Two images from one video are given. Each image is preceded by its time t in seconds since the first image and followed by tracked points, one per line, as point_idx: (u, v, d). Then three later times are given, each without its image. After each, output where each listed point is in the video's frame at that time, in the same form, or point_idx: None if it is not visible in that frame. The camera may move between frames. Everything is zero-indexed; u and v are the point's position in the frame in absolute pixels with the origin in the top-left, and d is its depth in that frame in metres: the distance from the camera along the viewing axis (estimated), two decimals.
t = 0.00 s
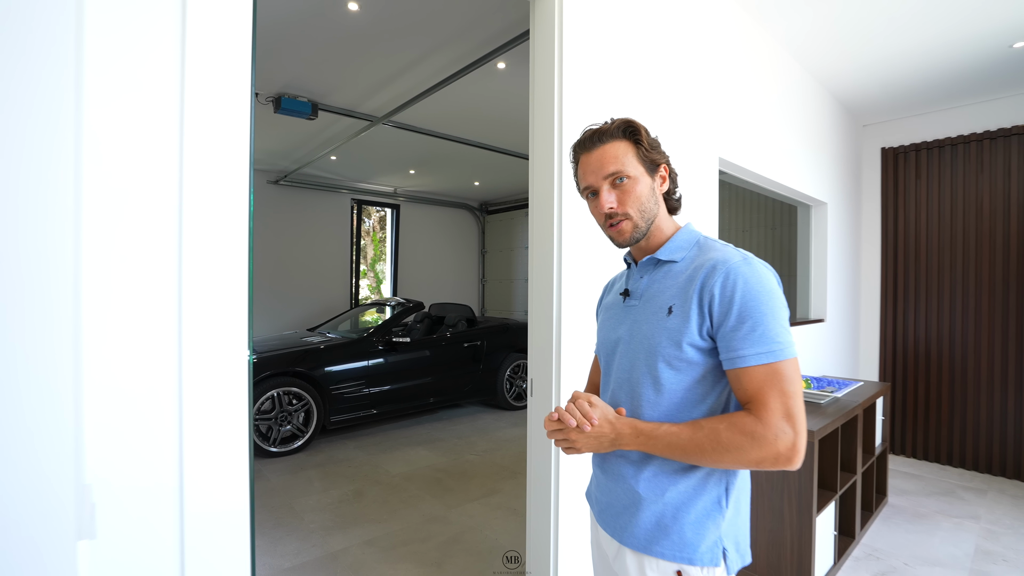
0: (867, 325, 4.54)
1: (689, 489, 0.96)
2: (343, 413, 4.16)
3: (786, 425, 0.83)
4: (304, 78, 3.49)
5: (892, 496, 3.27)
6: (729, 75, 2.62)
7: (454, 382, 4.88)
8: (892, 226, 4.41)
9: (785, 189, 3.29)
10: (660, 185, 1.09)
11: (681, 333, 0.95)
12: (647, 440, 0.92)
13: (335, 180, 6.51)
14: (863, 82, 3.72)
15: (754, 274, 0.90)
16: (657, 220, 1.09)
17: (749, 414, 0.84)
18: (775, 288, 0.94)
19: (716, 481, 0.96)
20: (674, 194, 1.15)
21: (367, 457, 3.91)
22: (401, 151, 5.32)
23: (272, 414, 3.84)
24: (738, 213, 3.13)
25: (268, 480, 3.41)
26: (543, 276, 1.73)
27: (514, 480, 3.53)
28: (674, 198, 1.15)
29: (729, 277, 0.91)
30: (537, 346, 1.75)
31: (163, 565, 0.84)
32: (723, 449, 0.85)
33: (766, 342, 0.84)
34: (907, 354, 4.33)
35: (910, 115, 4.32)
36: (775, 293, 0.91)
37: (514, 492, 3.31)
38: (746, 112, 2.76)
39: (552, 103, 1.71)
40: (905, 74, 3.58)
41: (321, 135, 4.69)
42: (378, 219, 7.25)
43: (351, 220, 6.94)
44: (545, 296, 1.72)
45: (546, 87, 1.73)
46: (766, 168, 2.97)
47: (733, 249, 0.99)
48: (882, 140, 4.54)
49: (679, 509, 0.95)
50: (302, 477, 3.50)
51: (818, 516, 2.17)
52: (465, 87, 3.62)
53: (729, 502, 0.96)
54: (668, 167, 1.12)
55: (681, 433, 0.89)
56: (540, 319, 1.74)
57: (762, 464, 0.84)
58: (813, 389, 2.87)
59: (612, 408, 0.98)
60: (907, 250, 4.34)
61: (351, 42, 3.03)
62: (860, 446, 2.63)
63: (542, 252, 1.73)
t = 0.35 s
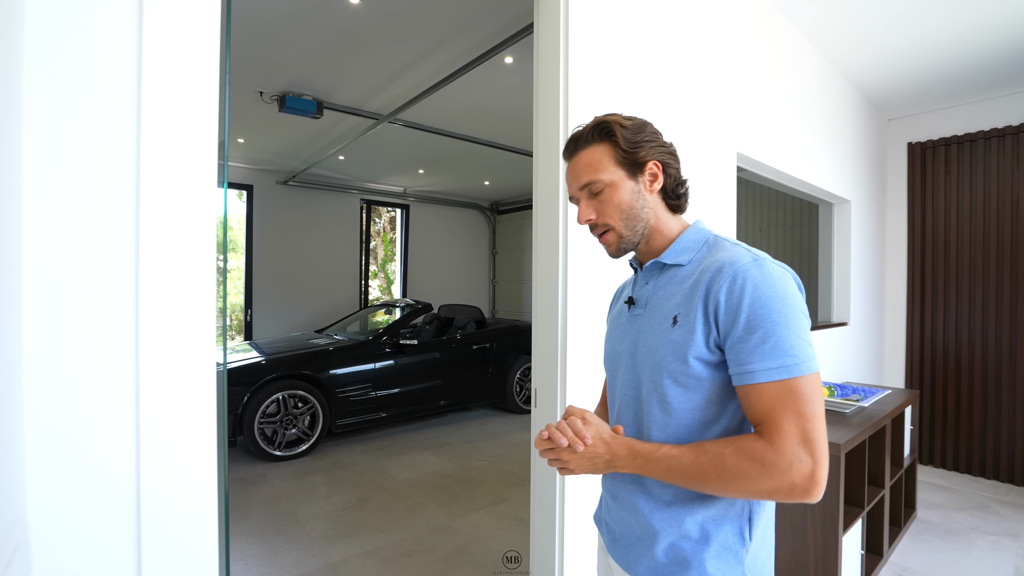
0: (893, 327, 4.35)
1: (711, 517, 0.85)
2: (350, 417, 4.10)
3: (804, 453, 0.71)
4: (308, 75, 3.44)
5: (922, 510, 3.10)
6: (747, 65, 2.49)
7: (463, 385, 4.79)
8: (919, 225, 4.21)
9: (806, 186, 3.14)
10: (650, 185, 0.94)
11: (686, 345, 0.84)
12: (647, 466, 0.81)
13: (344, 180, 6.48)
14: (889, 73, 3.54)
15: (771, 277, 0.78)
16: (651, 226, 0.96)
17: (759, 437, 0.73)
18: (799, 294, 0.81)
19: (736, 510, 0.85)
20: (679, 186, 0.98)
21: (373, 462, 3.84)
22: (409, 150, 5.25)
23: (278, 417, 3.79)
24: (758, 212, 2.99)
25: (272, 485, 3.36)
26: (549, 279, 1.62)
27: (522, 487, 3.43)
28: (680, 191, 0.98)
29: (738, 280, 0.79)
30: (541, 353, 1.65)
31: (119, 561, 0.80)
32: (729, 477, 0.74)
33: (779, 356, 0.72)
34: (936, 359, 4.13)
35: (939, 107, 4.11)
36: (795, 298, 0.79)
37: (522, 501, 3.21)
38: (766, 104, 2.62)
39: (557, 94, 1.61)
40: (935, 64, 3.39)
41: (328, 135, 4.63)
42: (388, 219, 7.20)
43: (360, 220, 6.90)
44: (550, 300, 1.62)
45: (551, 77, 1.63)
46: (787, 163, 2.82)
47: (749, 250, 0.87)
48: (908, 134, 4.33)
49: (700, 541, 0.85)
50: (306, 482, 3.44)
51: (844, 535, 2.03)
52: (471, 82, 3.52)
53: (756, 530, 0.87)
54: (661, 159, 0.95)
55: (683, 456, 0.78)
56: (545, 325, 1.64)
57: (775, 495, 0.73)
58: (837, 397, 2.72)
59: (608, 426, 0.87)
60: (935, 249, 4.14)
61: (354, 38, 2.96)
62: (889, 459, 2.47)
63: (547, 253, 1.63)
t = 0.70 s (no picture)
0: (914, 330, 4.19)
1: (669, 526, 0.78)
2: (354, 419, 4.02)
3: (754, 475, 0.62)
4: (311, 71, 3.36)
5: (949, 522, 2.95)
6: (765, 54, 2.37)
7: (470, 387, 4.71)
8: (942, 224, 4.05)
9: (825, 183, 3.01)
10: (577, 192, 0.85)
11: (624, 362, 0.75)
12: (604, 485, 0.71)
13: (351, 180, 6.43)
14: (912, 65, 3.39)
15: (708, 284, 0.67)
16: (588, 233, 0.88)
17: (706, 460, 0.64)
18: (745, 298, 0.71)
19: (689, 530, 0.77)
20: (619, 188, 0.84)
21: (376, 466, 3.77)
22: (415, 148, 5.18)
23: (280, 419, 3.72)
24: (775, 209, 2.87)
25: (273, 489, 3.29)
26: (554, 280, 1.53)
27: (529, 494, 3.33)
28: (622, 193, 0.84)
29: (671, 294, 0.69)
30: (547, 359, 1.55)
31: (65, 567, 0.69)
32: (678, 502, 0.66)
33: (719, 374, 0.62)
34: (960, 363, 3.96)
35: (964, 101, 3.94)
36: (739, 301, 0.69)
37: (529, 509, 3.11)
38: (784, 95, 2.50)
39: (565, 82, 1.51)
40: (962, 56, 3.23)
41: (333, 132, 4.57)
42: (395, 219, 7.14)
43: (367, 220, 6.85)
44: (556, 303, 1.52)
45: (558, 64, 1.53)
46: (806, 159, 2.70)
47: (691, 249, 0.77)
48: (931, 129, 4.16)
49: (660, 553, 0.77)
50: (308, 486, 3.37)
51: (870, 552, 1.91)
52: (477, 77, 3.43)
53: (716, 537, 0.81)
54: (590, 162, 0.83)
55: (631, 479, 0.70)
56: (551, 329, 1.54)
57: (727, 520, 0.65)
58: (860, 404, 2.59)
59: (560, 442, 0.74)
60: (960, 249, 3.97)
61: (356, 32, 2.88)
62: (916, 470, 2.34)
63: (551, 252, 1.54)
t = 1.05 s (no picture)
0: (957, 331, 3.94)
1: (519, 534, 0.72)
2: (368, 420, 3.96)
3: (526, 474, 0.60)
4: (323, 64, 3.30)
5: (1000, 538, 2.74)
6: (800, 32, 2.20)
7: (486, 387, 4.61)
8: (988, 217, 3.79)
9: (864, 173, 2.81)
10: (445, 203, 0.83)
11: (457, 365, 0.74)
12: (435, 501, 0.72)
13: (366, 177, 6.39)
14: (958, 46, 3.16)
15: (494, 286, 0.64)
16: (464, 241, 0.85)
17: (490, 459, 0.63)
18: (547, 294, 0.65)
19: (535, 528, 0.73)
20: (476, 200, 0.79)
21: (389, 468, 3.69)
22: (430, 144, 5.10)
23: (293, 419, 3.67)
24: (809, 201, 2.69)
25: (285, 491, 3.23)
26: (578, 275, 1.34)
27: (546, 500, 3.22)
28: (479, 204, 0.79)
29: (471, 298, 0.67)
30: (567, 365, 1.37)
31: (12, 561, 0.62)
32: (473, 499, 0.66)
33: (497, 374, 0.61)
34: (1008, 367, 3.71)
35: (1012, 85, 3.68)
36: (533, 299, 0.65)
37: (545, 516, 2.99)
38: (821, 76, 2.33)
39: (584, 50, 1.34)
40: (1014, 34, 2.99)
41: (347, 128, 4.52)
42: (411, 217, 7.08)
43: (383, 218, 6.80)
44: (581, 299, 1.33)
45: (577, 32, 1.36)
46: (845, 146, 2.51)
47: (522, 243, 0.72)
48: (975, 116, 3.90)
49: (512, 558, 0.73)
50: (321, 488, 3.31)
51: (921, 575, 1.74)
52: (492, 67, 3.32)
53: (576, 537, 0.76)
54: (450, 171, 0.80)
55: (446, 479, 0.70)
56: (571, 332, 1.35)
57: (513, 517, 0.63)
58: (904, 410, 2.40)
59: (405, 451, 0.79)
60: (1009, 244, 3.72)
61: (368, 22, 2.80)
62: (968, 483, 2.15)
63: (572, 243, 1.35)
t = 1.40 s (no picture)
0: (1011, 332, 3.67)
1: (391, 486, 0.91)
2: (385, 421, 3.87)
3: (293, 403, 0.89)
4: (339, 56, 3.22)
5: None
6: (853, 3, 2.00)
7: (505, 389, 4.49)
8: None
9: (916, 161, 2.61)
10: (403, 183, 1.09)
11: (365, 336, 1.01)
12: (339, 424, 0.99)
13: (385, 175, 6.38)
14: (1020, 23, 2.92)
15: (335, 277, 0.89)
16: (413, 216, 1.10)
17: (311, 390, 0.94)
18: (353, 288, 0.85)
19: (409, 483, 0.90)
20: (414, 181, 1.03)
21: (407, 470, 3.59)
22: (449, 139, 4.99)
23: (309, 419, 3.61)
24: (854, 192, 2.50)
25: (301, 493, 3.16)
26: (615, 268, 1.20)
27: (569, 507, 3.08)
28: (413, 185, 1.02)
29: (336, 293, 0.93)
30: (602, 368, 1.23)
31: None
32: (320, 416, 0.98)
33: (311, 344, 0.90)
34: None
35: None
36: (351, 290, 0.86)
37: (569, 525, 2.85)
38: (874, 53, 2.13)
39: (622, 15, 1.20)
40: None
41: (365, 123, 4.44)
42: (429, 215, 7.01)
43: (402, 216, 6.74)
44: (619, 294, 1.19)
45: None
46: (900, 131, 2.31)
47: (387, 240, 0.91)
48: None
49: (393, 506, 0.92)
50: (336, 490, 3.23)
51: None
52: (513, 54, 3.20)
53: (441, 498, 0.89)
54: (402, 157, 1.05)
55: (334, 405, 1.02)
56: (607, 330, 1.22)
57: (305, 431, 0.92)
58: (964, 417, 2.20)
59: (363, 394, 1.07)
60: None
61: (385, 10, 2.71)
62: None
63: (609, 232, 1.22)
